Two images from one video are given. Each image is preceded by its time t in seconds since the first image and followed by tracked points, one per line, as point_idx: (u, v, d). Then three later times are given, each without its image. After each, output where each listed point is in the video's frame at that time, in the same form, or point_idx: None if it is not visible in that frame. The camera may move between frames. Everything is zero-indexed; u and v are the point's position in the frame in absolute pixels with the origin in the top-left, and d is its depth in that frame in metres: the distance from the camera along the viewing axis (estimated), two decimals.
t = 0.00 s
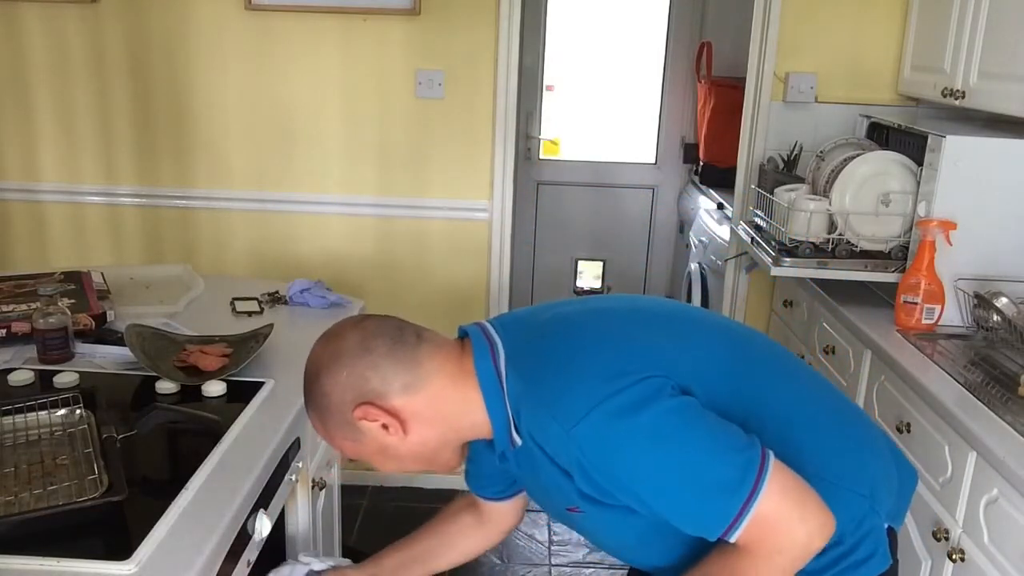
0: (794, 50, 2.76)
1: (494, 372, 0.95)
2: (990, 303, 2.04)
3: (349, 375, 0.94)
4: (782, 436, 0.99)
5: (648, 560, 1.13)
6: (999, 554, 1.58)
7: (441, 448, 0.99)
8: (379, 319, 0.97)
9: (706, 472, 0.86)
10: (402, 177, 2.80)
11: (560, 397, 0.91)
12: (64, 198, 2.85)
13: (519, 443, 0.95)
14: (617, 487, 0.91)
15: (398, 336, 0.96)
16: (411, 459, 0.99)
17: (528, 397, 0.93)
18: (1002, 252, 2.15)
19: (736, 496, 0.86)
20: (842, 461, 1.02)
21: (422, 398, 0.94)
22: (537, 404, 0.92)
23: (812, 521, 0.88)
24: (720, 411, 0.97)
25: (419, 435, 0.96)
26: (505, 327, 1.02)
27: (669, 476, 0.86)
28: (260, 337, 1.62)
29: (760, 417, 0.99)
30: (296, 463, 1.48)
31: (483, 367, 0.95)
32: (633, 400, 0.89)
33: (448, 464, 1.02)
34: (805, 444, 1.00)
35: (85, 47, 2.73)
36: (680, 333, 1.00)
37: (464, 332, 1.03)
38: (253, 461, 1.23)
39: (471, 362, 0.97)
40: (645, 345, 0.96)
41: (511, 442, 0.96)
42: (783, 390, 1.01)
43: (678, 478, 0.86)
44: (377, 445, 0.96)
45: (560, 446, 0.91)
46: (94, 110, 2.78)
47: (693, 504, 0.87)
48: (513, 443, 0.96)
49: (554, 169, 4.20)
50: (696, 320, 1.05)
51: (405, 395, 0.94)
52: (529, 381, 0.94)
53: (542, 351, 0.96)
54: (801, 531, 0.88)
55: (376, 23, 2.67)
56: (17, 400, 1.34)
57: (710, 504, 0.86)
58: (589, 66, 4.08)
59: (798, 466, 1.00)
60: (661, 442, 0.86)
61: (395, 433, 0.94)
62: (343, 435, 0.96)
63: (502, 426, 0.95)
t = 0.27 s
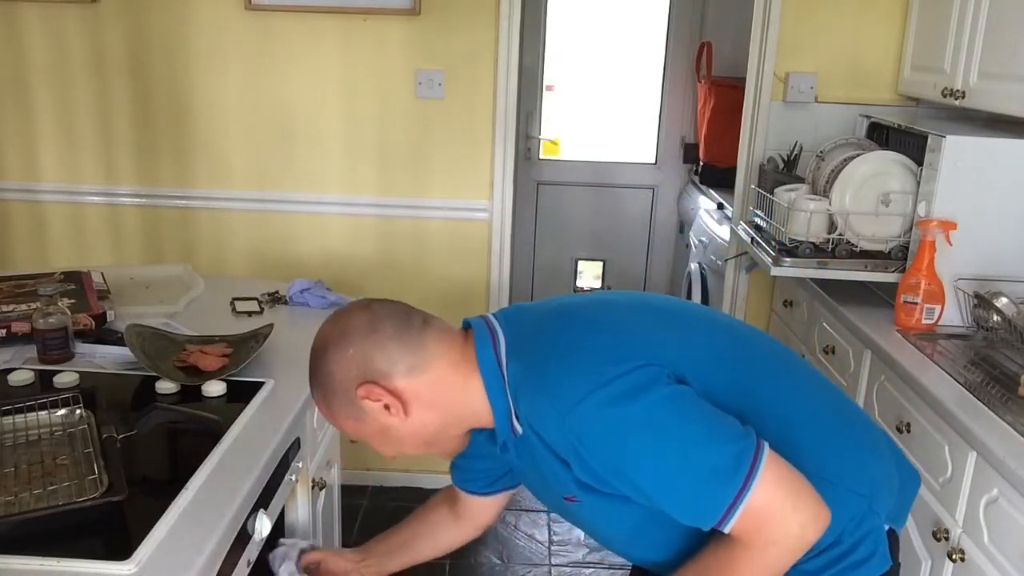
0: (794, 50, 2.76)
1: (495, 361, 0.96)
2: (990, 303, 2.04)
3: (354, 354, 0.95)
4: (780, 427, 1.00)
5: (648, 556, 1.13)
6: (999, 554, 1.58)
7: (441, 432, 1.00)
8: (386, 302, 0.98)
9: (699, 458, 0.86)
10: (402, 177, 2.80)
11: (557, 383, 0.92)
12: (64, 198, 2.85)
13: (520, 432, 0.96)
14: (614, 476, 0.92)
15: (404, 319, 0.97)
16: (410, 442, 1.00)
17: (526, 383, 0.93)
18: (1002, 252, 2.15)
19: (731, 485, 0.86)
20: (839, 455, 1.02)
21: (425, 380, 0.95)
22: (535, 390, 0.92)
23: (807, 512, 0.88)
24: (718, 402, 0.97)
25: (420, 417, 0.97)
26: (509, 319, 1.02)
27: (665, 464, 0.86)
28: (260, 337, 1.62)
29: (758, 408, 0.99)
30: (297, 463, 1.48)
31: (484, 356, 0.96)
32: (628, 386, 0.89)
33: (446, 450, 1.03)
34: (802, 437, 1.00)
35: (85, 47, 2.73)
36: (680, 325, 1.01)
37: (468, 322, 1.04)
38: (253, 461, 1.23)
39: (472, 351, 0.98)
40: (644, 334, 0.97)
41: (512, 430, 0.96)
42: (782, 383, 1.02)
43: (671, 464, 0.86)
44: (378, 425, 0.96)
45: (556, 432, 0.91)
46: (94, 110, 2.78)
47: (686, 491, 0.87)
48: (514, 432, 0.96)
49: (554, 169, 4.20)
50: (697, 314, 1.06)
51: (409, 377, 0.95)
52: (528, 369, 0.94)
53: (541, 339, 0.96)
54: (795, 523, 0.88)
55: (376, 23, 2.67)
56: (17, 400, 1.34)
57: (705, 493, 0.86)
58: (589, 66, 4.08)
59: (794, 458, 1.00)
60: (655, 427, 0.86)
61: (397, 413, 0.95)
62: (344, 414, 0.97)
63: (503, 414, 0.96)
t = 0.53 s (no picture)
0: (794, 51, 2.76)
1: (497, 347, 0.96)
2: (990, 303, 2.04)
3: (361, 327, 0.96)
4: (777, 417, 1.00)
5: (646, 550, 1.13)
6: (999, 554, 1.58)
7: (439, 414, 1.00)
8: (395, 281, 1.00)
9: (691, 443, 0.86)
10: (402, 177, 2.80)
11: (555, 367, 0.92)
12: (64, 198, 2.85)
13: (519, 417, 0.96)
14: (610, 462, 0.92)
15: (412, 300, 0.98)
16: (409, 422, 1.00)
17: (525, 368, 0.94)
18: (1002, 252, 2.15)
19: (725, 472, 0.86)
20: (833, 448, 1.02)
21: (429, 357, 0.96)
22: (532, 375, 0.93)
23: (800, 504, 0.88)
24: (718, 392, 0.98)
25: (422, 396, 0.97)
26: (512, 308, 1.03)
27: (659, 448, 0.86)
28: (260, 337, 1.62)
29: (755, 398, 0.99)
30: (296, 463, 1.48)
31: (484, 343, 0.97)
32: (624, 370, 0.89)
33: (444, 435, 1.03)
34: (799, 429, 1.01)
35: (85, 47, 2.73)
36: (683, 316, 1.01)
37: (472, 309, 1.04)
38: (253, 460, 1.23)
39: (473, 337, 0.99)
40: (645, 323, 0.97)
41: (512, 415, 0.97)
42: (780, 375, 1.02)
43: (663, 448, 0.86)
44: (379, 401, 0.96)
45: (552, 418, 0.92)
46: (94, 110, 2.78)
47: (676, 477, 0.87)
48: (513, 417, 0.97)
49: (554, 169, 4.20)
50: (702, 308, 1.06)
51: (413, 353, 0.95)
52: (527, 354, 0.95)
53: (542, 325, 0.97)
54: (788, 514, 0.88)
55: (376, 23, 2.67)
56: (17, 400, 1.34)
57: (699, 479, 0.86)
58: (589, 66, 4.08)
59: (790, 451, 1.00)
60: (649, 411, 0.87)
61: (400, 389, 0.95)
62: (346, 388, 0.97)
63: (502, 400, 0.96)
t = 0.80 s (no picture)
0: (794, 51, 2.76)
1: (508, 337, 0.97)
2: (990, 303, 2.04)
3: (376, 309, 0.96)
4: (784, 415, 1.00)
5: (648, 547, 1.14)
6: (999, 554, 1.58)
7: (448, 402, 1.00)
8: (412, 268, 1.00)
9: (700, 438, 0.86)
10: (402, 177, 2.80)
11: (566, 356, 0.92)
12: (63, 198, 2.85)
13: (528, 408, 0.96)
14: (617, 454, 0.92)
15: (427, 287, 0.99)
16: (418, 407, 1.00)
17: (535, 358, 0.94)
18: (1002, 252, 2.15)
19: (734, 467, 0.86)
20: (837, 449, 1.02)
21: (441, 343, 0.97)
22: (543, 365, 0.93)
23: (806, 504, 0.88)
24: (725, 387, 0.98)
25: (432, 381, 0.98)
26: (525, 300, 1.03)
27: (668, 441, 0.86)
28: (260, 337, 1.62)
29: (764, 395, 1.00)
30: (296, 463, 1.48)
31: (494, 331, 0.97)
32: (636, 362, 0.89)
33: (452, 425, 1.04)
34: (804, 426, 1.01)
35: (85, 47, 2.73)
36: (694, 312, 1.01)
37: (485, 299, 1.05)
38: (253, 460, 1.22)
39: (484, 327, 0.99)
40: (656, 317, 0.97)
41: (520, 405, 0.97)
42: (788, 374, 1.02)
43: (672, 441, 0.86)
44: (389, 384, 0.97)
45: (561, 408, 0.92)
46: (94, 110, 2.78)
47: (683, 471, 0.87)
48: (522, 407, 0.97)
49: (554, 169, 4.19)
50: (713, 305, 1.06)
51: (426, 339, 0.96)
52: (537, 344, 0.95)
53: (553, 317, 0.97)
54: (794, 512, 0.88)
55: (376, 23, 2.67)
56: (17, 401, 1.34)
57: (706, 473, 0.86)
58: (589, 66, 4.08)
59: (797, 449, 1.01)
60: (658, 404, 0.87)
61: (411, 373, 0.96)
62: (356, 368, 0.98)
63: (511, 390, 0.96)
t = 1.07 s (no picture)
0: (794, 51, 2.76)
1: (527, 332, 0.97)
2: (990, 303, 2.04)
3: (395, 294, 0.97)
4: (797, 419, 1.00)
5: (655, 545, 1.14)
6: (999, 554, 1.58)
7: (462, 392, 1.00)
8: (432, 256, 1.01)
9: (713, 441, 0.86)
10: (401, 176, 2.80)
11: (584, 353, 0.92)
12: (64, 198, 2.85)
13: (544, 402, 0.96)
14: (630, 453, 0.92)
15: (447, 276, 0.99)
16: (430, 396, 1.00)
17: (554, 353, 0.94)
18: (1002, 252, 2.15)
19: (745, 473, 0.86)
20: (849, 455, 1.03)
21: (459, 331, 0.97)
22: (561, 361, 0.93)
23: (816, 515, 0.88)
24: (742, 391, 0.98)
25: (448, 370, 0.98)
26: (544, 295, 1.03)
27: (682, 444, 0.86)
28: (260, 337, 1.62)
29: (779, 399, 1.00)
30: (296, 463, 1.48)
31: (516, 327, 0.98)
32: (654, 363, 0.89)
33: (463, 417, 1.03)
34: (818, 433, 1.01)
35: (85, 47, 2.73)
36: (715, 314, 1.02)
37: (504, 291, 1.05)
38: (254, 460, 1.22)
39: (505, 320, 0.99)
40: (678, 317, 0.97)
41: (536, 399, 0.97)
42: (803, 378, 1.03)
43: (685, 443, 0.87)
44: (403, 370, 0.97)
45: (577, 404, 0.92)
46: (94, 110, 2.78)
47: (695, 473, 0.87)
48: (537, 401, 0.96)
49: (554, 169, 4.20)
50: (734, 308, 1.06)
51: (444, 326, 0.96)
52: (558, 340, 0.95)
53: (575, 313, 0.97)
54: (803, 525, 0.88)
55: (376, 23, 2.67)
56: (17, 400, 1.34)
57: (719, 477, 0.86)
58: (589, 67, 4.08)
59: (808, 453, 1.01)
60: (674, 405, 0.87)
61: (427, 359, 0.96)
62: (371, 352, 0.98)
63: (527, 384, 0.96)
